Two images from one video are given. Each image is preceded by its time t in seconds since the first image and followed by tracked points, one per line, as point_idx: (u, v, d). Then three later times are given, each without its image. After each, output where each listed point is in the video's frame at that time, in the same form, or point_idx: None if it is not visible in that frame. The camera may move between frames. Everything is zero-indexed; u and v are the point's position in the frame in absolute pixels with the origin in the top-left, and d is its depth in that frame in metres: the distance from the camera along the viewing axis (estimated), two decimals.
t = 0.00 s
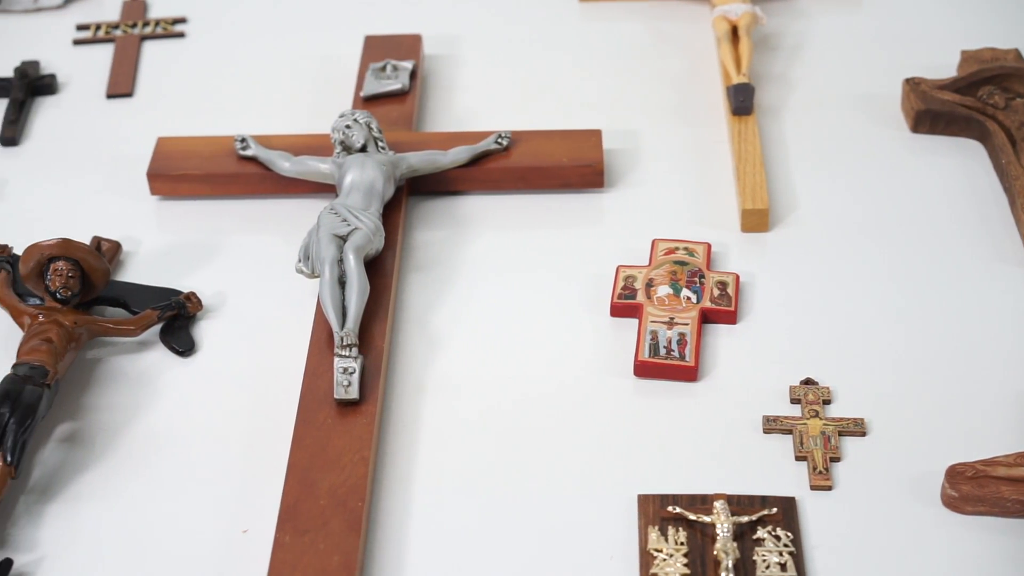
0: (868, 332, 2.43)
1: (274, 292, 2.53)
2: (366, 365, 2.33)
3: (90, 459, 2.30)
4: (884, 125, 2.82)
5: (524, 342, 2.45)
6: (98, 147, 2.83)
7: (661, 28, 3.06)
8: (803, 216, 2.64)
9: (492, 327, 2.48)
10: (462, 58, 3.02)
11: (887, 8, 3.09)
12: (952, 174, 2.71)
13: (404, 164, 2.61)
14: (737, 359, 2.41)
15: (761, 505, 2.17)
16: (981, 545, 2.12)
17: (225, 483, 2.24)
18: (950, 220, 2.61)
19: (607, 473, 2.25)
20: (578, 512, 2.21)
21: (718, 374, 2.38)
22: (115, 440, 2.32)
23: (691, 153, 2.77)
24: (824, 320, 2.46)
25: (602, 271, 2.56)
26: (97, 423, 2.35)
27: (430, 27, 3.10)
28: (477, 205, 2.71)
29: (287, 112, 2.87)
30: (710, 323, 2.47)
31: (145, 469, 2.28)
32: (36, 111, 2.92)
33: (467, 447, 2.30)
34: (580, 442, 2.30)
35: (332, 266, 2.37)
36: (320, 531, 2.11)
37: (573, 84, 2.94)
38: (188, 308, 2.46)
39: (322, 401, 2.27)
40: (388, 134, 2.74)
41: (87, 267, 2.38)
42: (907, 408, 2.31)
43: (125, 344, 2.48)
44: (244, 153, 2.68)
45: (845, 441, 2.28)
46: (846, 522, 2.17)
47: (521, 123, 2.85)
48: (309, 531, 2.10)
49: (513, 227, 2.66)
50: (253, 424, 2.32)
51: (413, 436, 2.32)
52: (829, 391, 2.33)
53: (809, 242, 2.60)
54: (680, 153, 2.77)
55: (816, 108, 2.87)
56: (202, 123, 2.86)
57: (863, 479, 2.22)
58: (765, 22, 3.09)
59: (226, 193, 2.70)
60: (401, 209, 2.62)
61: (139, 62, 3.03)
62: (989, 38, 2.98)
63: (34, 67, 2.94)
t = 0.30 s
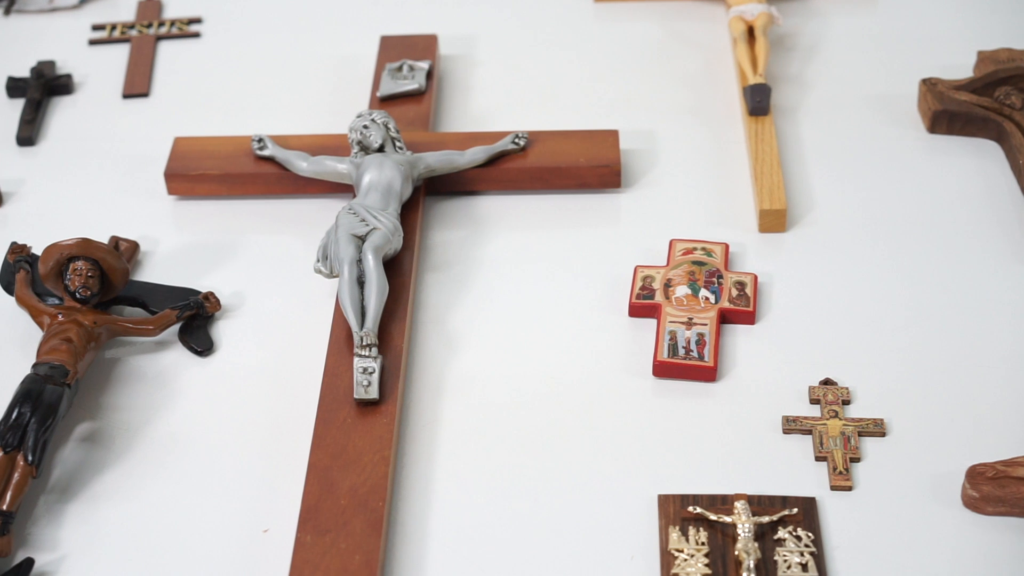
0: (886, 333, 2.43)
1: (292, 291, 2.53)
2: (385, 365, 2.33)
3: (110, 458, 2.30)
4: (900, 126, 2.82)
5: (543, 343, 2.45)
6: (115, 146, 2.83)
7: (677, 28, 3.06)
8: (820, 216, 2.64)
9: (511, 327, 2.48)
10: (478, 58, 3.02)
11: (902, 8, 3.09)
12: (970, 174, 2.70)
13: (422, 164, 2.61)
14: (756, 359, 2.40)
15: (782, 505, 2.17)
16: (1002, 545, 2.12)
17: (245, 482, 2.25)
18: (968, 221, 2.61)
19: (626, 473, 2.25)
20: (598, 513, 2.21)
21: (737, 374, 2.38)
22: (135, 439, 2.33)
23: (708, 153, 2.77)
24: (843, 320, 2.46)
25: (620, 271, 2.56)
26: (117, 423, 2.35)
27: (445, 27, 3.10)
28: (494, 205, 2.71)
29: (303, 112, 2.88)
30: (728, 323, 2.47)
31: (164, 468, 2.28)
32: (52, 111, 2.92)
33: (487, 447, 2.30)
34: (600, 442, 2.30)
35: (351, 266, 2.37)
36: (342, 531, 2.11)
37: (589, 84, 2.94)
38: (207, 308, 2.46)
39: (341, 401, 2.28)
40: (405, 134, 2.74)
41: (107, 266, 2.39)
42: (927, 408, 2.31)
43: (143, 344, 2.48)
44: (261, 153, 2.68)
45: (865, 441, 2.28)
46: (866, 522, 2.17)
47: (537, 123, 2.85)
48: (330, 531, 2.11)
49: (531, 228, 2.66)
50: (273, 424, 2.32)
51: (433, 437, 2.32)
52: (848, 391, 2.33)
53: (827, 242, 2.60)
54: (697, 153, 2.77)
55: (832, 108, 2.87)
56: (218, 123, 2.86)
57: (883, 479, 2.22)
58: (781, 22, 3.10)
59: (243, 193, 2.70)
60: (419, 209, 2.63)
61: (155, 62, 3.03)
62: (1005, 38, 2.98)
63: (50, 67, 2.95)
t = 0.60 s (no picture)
0: (906, 332, 2.43)
1: (311, 291, 2.53)
2: (406, 364, 2.33)
3: (131, 458, 2.30)
4: (917, 126, 2.82)
5: (563, 343, 2.45)
6: (132, 146, 2.83)
7: (693, 28, 3.06)
8: (839, 216, 2.64)
9: (530, 327, 2.48)
10: (494, 58, 3.02)
11: (918, 8, 3.09)
12: (988, 174, 2.70)
13: (440, 164, 2.61)
14: (776, 359, 2.40)
15: (804, 505, 2.17)
16: None
17: (266, 482, 2.25)
18: (987, 220, 2.61)
19: (647, 473, 2.25)
20: (619, 513, 2.21)
21: (757, 374, 2.38)
22: (155, 439, 2.33)
23: (725, 153, 2.77)
24: (862, 320, 2.46)
25: (638, 271, 2.56)
26: (137, 422, 2.35)
27: (461, 27, 3.10)
28: (512, 205, 2.71)
29: (320, 111, 2.88)
30: (748, 323, 2.47)
31: (185, 468, 2.28)
32: (69, 111, 2.93)
33: (507, 447, 2.30)
34: (620, 442, 2.30)
35: (370, 265, 2.37)
36: (364, 530, 2.11)
37: (606, 84, 2.94)
38: (226, 307, 2.46)
39: (362, 400, 2.28)
40: (422, 134, 2.74)
41: (127, 266, 2.39)
42: (948, 408, 2.31)
43: (163, 344, 2.48)
44: (279, 153, 2.68)
45: (885, 441, 2.28)
46: (888, 522, 2.16)
47: (554, 123, 2.85)
48: (352, 530, 2.11)
49: (549, 227, 2.66)
50: (293, 424, 2.32)
51: (453, 436, 2.32)
52: (869, 391, 2.33)
53: (846, 242, 2.59)
54: (714, 153, 2.77)
55: (849, 108, 2.86)
56: (235, 122, 2.86)
57: (904, 479, 2.22)
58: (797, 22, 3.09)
59: (261, 192, 2.70)
60: (437, 209, 2.63)
61: (171, 62, 3.03)
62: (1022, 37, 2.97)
63: (67, 67, 2.95)
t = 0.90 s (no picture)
0: (928, 333, 2.43)
1: (332, 290, 2.53)
2: (428, 363, 2.33)
3: (154, 457, 2.30)
4: (937, 126, 2.81)
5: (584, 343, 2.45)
6: (151, 146, 2.84)
7: (710, 27, 3.06)
8: (859, 216, 2.64)
9: (551, 327, 2.48)
10: (513, 58, 3.02)
11: (935, 9, 3.08)
12: (1009, 174, 2.69)
13: (461, 164, 2.61)
14: (798, 359, 2.40)
15: (827, 505, 2.17)
16: None
17: (289, 481, 2.25)
18: (1007, 220, 2.60)
19: (670, 473, 2.26)
20: (642, 512, 2.21)
21: (779, 374, 2.38)
22: (178, 438, 2.33)
23: (744, 153, 2.77)
24: (883, 320, 2.45)
25: (659, 271, 2.56)
26: (158, 422, 2.35)
27: (479, 27, 3.10)
28: (531, 205, 2.71)
29: (339, 111, 2.88)
30: (769, 323, 2.47)
31: (208, 467, 2.28)
32: (88, 111, 2.93)
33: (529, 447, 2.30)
34: (643, 441, 2.30)
35: (392, 265, 2.37)
36: (388, 529, 2.11)
37: (624, 83, 2.94)
38: (247, 306, 2.46)
39: (385, 400, 2.28)
40: (442, 134, 2.74)
41: (149, 265, 2.39)
42: (970, 409, 2.30)
43: (184, 343, 2.49)
44: (299, 152, 2.69)
45: (908, 441, 2.27)
46: (912, 522, 2.16)
47: (573, 123, 2.85)
48: (377, 529, 2.11)
49: (569, 227, 2.66)
50: (315, 423, 2.32)
51: (475, 436, 2.32)
52: (891, 391, 2.32)
53: (866, 242, 2.59)
54: (733, 153, 2.77)
55: (868, 108, 2.86)
56: (254, 122, 2.86)
57: (928, 479, 2.22)
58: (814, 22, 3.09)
59: (280, 192, 2.70)
60: (457, 209, 2.63)
61: (189, 61, 3.03)
62: None
63: (86, 66, 2.95)
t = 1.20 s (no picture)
0: (949, 333, 2.42)
1: (353, 290, 2.53)
2: (450, 363, 2.33)
3: (177, 456, 2.30)
4: (956, 126, 2.81)
5: (605, 342, 2.45)
6: (170, 145, 2.84)
7: (728, 28, 3.06)
8: (879, 216, 2.64)
9: (572, 327, 2.48)
10: (530, 58, 3.02)
11: (953, 9, 3.08)
12: None
13: (481, 164, 2.61)
14: (820, 359, 2.40)
15: (851, 505, 2.16)
16: None
17: (312, 480, 2.25)
18: None
19: (693, 472, 2.25)
20: (665, 512, 2.21)
21: (801, 374, 2.38)
22: (200, 437, 2.33)
23: (764, 153, 2.77)
24: (905, 321, 2.45)
25: (679, 271, 2.56)
26: (180, 421, 2.36)
27: (496, 27, 3.10)
28: (551, 205, 2.71)
29: (357, 112, 2.88)
30: (790, 323, 2.47)
31: (231, 467, 2.28)
32: (106, 110, 2.93)
33: (552, 447, 2.30)
34: (665, 441, 2.30)
35: (414, 264, 2.37)
36: (412, 529, 2.11)
37: (642, 83, 2.93)
38: (269, 306, 2.46)
39: (408, 399, 2.28)
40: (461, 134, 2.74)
41: (171, 264, 2.39)
42: (993, 409, 2.30)
43: (205, 343, 2.49)
44: (318, 152, 2.69)
45: (931, 441, 2.27)
46: (936, 523, 2.16)
47: (592, 123, 2.85)
48: (401, 529, 2.11)
49: (589, 227, 2.66)
50: (337, 422, 2.32)
51: (497, 435, 2.32)
52: (913, 391, 2.32)
53: (887, 242, 2.59)
54: (753, 153, 2.77)
55: (886, 108, 2.86)
56: (272, 122, 2.86)
57: (951, 480, 2.21)
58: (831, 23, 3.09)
59: (300, 192, 2.70)
60: (477, 209, 2.63)
61: (207, 61, 3.03)
62: None
63: (104, 66, 2.96)
